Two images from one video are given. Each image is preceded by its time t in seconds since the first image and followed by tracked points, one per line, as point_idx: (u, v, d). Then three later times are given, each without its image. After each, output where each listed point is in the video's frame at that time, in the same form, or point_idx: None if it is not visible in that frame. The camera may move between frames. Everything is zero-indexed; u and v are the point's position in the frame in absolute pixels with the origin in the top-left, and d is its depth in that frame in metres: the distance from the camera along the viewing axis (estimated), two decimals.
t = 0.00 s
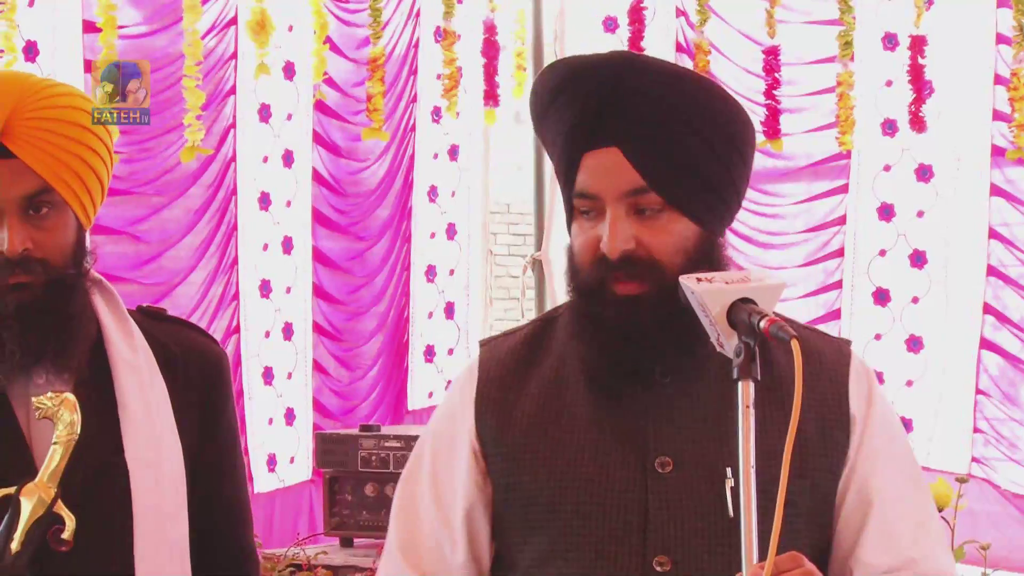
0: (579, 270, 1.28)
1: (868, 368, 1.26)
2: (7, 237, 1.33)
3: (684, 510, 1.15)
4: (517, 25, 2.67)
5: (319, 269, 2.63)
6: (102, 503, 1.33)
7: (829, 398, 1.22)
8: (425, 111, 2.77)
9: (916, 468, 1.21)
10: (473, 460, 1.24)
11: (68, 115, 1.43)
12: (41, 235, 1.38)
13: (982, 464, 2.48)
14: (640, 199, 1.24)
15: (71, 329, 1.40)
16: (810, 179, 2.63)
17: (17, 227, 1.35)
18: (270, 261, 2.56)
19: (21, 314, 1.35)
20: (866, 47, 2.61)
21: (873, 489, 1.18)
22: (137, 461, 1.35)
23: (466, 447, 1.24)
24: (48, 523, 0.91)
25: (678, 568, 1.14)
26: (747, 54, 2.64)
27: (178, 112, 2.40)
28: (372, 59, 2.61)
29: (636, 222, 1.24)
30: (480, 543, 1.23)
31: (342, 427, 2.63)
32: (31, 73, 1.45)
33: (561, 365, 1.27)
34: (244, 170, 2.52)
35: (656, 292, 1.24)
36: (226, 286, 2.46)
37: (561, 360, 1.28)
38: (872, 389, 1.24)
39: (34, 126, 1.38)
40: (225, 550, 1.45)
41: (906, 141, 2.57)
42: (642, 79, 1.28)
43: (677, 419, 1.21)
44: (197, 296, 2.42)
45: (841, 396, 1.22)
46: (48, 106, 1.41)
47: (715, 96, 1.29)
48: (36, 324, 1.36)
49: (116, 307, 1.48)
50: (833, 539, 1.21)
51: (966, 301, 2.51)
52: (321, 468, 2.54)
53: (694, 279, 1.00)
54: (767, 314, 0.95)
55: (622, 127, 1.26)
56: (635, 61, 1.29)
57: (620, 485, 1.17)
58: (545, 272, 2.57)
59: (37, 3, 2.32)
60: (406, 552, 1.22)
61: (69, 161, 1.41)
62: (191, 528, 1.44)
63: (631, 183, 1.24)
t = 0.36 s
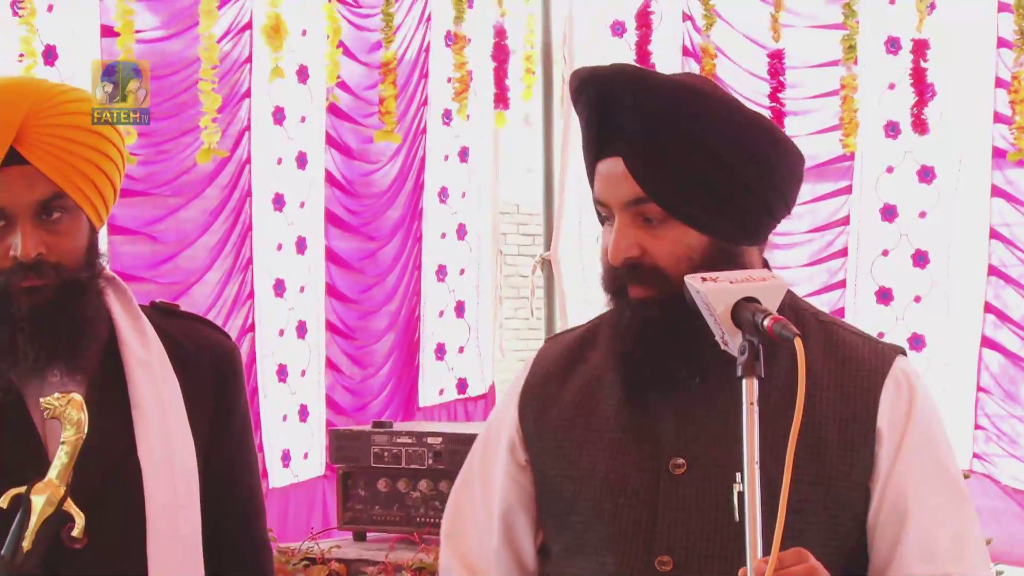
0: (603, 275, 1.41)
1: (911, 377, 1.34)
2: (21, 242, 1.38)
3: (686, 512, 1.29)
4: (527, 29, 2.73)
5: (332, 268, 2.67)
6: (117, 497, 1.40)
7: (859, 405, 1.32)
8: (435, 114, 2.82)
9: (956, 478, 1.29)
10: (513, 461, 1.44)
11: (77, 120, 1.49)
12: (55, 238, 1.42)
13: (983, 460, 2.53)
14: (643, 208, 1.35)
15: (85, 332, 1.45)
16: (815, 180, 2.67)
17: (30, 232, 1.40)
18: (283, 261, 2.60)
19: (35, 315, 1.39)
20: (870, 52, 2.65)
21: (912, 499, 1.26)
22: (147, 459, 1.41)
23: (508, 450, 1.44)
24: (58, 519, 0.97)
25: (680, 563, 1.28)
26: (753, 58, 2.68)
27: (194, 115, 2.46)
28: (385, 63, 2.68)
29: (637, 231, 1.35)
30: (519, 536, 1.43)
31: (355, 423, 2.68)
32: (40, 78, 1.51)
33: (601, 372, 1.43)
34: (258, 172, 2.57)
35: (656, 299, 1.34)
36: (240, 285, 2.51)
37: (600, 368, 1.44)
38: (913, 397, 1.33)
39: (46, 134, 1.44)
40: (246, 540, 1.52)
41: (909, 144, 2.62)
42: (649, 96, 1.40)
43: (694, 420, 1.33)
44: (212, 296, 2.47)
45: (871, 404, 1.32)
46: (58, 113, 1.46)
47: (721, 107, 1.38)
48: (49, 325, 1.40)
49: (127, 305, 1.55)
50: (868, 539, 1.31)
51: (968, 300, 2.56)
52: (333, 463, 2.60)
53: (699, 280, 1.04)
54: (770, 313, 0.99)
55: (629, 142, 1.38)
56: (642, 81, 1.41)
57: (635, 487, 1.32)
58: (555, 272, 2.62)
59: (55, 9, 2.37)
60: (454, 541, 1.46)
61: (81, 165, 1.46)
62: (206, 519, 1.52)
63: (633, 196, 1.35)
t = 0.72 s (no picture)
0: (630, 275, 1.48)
1: (934, 381, 1.34)
2: (39, 247, 1.44)
3: (704, 512, 1.36)
4: (538, 34, 2.80)
5: (349, 268, 2.75)
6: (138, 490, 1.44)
7: (878, 409, 1.33)
8: (449, 117, 2.89)
9: (979, 481, 1.30)
10: (551, 453, 1.49)
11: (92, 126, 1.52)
12: (73, 242, 1.48)
13: (985, 455, 2.59)
14: (656, 218, 1.40)
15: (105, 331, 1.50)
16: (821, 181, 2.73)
17: (48, 236, 1.45)
18: (301, 261, 2.67)
19: (57, 318, 1.47)
20: (874, 57, 2.71)
21: (929, 503, 1.28)
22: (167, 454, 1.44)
23: (546, 443, 1.49)
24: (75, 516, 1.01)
25: (694, 559, 1.35)
26: (759, 62, 2.74)
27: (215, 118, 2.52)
28: (400, 67, 2.74)
29: (648, 239, 1.40)
30: (557, 527, 1.48)
31: (371, 418, 2.74)
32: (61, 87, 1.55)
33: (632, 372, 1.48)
34: (277, 173, 2.64)
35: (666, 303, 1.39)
36: (259, 284, 2.59)
37: (631, 369, 1.49)
38: (935, 401, 1.33)
39: (60, 141, 1.48)
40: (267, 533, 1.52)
41: (912, 146, 2.68)
42: (655, 106, 1.41)
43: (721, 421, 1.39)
44: (233, 294, 2.55)
45: (889, 409, 1.33)
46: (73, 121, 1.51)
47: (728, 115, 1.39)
48: (68, 328, 1.46)
49: (150, 299, 1.59)
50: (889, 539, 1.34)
51: (970, 298, 2.62)
52: (351, 457, 2.68)
53: (707, 279, 1.11)
54: (776, 310, 1.05)
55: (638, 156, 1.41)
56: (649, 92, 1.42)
57: (659, 488, 1.39)
58: (567, 273, 2.70)
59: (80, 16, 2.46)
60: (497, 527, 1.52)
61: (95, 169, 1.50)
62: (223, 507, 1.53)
63: (645, 207, 1.40)
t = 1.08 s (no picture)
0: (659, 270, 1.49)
1: (940, 380, 1.34)
2: (57, 260, 1.47)
3: (714, 503, 1.41)
4: (551, 40, 2.90)
5: (366, 268, 2.83)
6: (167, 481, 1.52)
7: (884, 407, 1.34)
8: (463, 121, 2.99)
9: (980, 477, 1.30)
10: (571, 447, 1.55)
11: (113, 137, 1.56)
12: (91, 254, 1.51)
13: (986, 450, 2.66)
14: (697, 207, 1.42)
15: (129, 336, 1.54)
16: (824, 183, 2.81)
17: (66, 250, 1.49)
18: (321, 260, 2.74)
19: (75, 325, 1.50)
20: (877, 62, 2.79)
21: (932, 499, 1.28)
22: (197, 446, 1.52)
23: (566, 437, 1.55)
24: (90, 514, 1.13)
25: (702, 553, 1.40)
26: (765, 68, 2.82)
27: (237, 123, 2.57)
28: (416, 73, 2.82)
29: (694, 230, 1.41)
30: (579, 517, 1.54)
31: (388, 413, 2.82)
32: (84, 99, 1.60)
33: (650, 366, 1.54)
34: (299, 174, 2.71)
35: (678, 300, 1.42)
36: (279, 283, 2.64)
37: (648, 364, 1.54)
38: (940, 400, 1.33)
39: (79, 154, 1.52)
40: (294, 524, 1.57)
41: (914, 149, 2.76)
42: (696, 103, 1.47)
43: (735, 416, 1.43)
44: (254, 292, 2.60)
45: (894, 408, 1.34)
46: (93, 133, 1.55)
47: (765, 110, 1.45)
48: (87, 337, 1.50)
49: (177, 297, 1.62)
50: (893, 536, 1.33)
51: (970, 297, 2.70)
52: (368, 451, 2.76)
53: (718, 279, 1.16)
54: (784, 309, 1.11)
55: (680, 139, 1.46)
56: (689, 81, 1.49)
57: (672, 479, 1.44)
58: (578, 272, 2.80)
59: (106, 23, 2.58)
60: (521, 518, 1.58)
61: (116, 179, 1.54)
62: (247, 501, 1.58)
63: (688, 196, 1.42)
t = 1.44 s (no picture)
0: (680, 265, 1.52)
1: (944, 373, 1.41)
2: (75, 273, 1.54)
3: (728, 494, 1.44)
4: (564, 47, 2.96)
5: (385, 268, 2.90)
6: (191, 476, 1.56)
7: (892, 400, 1.41)
8: (479, 125, 3.08)
9: (980, 468, 1.37)
10: (581, 445, 1.60)
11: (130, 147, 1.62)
12: (110, 267, 1.57)
13: (987, 445, 2.73)
14: (731, 203, 1.47)
15: (152, 342, 1.59)
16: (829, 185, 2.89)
17: (85, 264, 1.55)
18: (340, 260, 2.82)
19: (96, 334, 1.57)
20: (881, 68, 2.86)
21: (933, 486, 1.35)
22: (226, 436, 1.57)
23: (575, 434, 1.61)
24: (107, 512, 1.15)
25: (725, 538, 1.42)
26: (773, 73, 2.90)
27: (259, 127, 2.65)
28: (433, 78, 2.91)
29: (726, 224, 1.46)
30: (589, 514, 1.59)
31: (405, 409, 2.89)
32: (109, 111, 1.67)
33: (660, 364, 1.59)
34: (318, 177, 2.78)
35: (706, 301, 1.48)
36: (300, 283, 2.71)
37: (658, 361, 1.60)
38: (943, 393, 1.40)
39: (94, 162, 1.58)
40: (318, 517, 1.61)
41: (917, 151, 2.83)
42: (727, 100, 1.54)
43: (742, 411, 1.48)
44: (275, 292, 2.67)
45: (903, 400, 1.40)
46: (111, 143, 1.61)
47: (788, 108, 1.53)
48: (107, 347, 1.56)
49: (207, 300, 1.69)
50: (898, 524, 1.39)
51: (972, 296, 2.77)
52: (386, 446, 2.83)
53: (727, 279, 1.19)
54: (791, 308, 1.13)
55: (710, 128, 1.53)
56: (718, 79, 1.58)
57: (688, 470, 1.48)
58: (590, 272, 2.88)
59: (132, 31, 2.68)
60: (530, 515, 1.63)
61: (128, 188, 1.59)
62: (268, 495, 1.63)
63: (724, 191, 1.48)
